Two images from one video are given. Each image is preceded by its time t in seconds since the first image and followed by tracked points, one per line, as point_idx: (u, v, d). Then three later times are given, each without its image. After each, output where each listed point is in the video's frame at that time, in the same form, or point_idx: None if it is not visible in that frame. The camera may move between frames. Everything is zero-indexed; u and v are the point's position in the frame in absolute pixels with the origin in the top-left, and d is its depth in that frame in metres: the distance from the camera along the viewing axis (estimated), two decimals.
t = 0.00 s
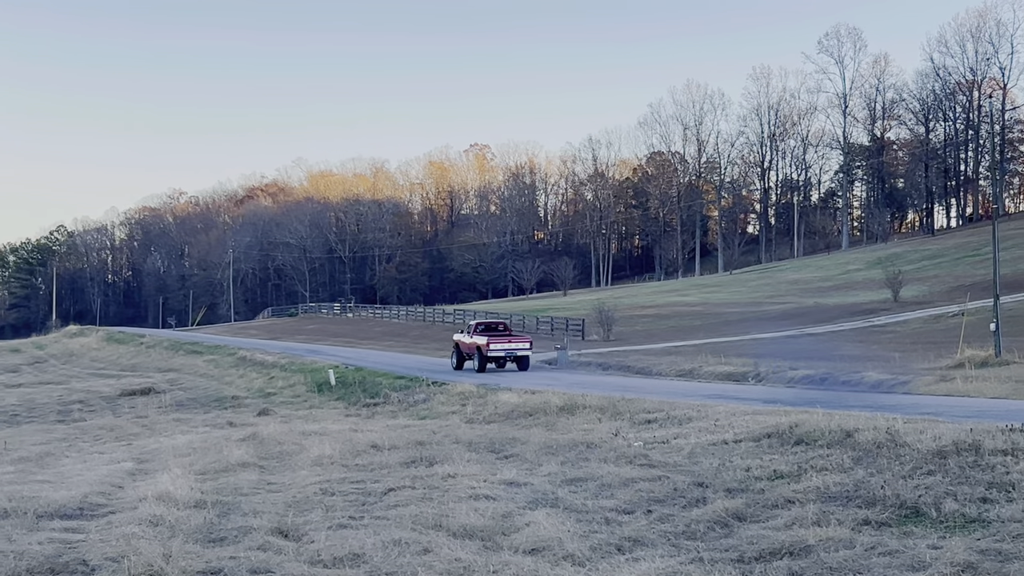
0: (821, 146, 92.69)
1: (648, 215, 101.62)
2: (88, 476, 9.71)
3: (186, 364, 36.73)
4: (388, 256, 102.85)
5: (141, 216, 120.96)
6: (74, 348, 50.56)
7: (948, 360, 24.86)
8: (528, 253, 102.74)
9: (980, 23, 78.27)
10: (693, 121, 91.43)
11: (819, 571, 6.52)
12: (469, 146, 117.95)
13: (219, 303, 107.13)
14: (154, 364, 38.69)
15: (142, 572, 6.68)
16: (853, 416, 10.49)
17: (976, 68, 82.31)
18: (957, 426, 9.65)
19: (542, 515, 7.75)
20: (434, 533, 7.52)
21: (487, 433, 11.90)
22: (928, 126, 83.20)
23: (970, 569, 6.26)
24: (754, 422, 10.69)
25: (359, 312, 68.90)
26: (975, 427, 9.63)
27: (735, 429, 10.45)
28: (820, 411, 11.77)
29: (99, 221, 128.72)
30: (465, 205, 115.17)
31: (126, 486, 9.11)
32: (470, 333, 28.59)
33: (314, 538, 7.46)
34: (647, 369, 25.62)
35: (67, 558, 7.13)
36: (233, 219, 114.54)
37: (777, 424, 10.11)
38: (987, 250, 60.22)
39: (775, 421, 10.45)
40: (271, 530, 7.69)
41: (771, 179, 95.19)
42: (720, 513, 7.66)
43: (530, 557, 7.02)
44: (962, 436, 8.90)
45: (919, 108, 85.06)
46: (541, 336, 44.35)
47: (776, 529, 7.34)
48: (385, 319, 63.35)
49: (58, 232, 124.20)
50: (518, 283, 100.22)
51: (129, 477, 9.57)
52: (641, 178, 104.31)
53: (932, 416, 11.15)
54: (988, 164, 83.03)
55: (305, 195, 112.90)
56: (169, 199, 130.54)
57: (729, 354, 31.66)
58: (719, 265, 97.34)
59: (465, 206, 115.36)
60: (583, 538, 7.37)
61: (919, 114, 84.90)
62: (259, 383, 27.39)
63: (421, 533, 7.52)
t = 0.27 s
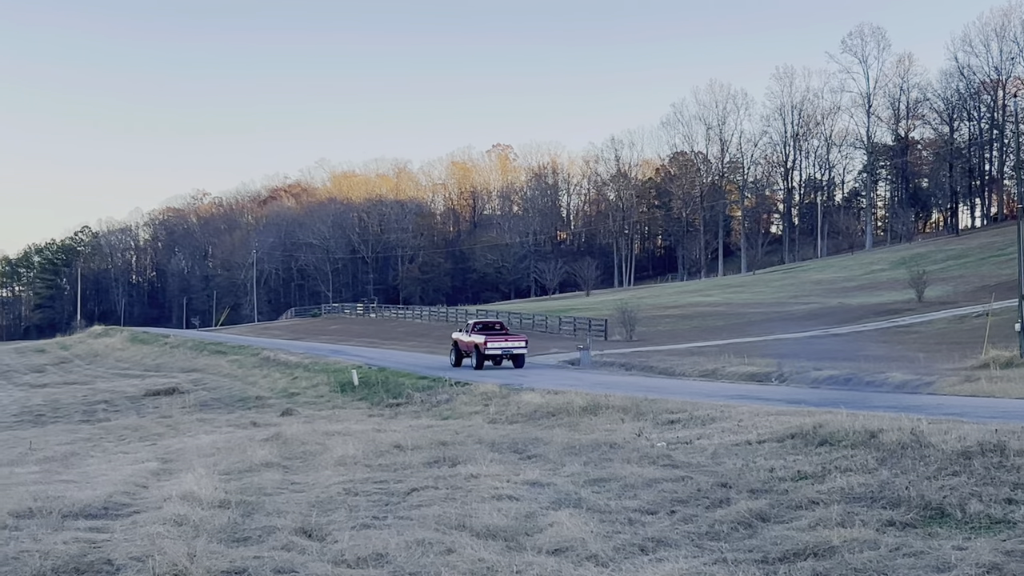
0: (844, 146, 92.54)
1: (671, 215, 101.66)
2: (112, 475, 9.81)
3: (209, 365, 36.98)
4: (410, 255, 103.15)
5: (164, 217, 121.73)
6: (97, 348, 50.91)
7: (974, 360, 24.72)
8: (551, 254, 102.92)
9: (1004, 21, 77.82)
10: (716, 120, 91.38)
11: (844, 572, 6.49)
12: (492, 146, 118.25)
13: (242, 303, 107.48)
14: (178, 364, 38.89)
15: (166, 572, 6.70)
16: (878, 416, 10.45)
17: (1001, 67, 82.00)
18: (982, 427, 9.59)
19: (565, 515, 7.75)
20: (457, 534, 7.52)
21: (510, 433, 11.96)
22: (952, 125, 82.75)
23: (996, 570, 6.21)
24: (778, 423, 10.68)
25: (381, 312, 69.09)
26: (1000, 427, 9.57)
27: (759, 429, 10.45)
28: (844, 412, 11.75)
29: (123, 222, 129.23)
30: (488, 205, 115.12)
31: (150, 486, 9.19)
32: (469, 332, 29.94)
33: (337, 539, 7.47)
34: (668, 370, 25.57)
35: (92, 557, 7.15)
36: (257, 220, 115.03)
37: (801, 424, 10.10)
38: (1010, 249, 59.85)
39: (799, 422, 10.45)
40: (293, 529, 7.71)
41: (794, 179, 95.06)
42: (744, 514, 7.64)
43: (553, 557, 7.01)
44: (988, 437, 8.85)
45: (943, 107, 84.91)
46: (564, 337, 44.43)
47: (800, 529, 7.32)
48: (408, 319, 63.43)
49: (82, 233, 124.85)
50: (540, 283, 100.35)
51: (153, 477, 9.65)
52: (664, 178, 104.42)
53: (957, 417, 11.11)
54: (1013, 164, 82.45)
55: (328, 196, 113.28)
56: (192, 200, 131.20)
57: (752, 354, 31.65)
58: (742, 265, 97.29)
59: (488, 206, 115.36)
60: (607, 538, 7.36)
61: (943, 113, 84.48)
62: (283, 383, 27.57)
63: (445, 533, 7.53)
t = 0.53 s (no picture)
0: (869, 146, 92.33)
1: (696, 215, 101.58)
2: (139, 474, 9.89)
3: (234, 364, 37.13)
4: (433, 255, 103.16)
5: (191, 218, 122.33)
6: (123, 348, 51.16)
7: (1002, 361, 24.56)
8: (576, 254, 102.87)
9: None
10: (742, 120, 91.35)
11: (869, 572, 6.47)
12: (516, 146, 118.41)
13: (268, 303, 107.56)
14: (204, 364, 39.09)
15: (194, 571, 6.72)
16: (902, 416, 10.40)
17: None
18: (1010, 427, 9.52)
19: (590, 515, 7.75)
20: (483, 533, 7.53)
21: (535, 433, 12.00)
22: (979, 125, 82.15)
23: None
24: (803, 423, 10.69)
25: (405, 313, 69.26)
26: None
27: (784, 429, 10.46)
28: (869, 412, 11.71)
29: (149, 222, 129.85)
30: (512, 205, 115.14)
31: (177, 485, 9.26)
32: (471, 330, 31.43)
33: (362, 538, 7.49)
34: (692, 371, 25.49)
35: (120, 556, 7.18)
36: (283, 221, 115.22)
37: (827, 425, 10.09)
38: None
39: (824, 422, 10.44)
40: (319, 528, 7.75)
41: (819, 179, 94.54)
42: (769, 515, 7.63)
43: (579, 557, 7.01)
44: (1016, 437, 8.79)
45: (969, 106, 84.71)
46: (589, 337, 44.48)
47: (826, 529, 7.31)
48: (432, 319, 63.49)
49: (109, 233, 125.03)
50: (565, 282, 100.25)
51: (179, 475, 9.75)
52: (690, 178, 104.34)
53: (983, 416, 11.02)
54: None
55: (354, 196, 113.32)
56: (217, 200, 131.87)
57: (777, 354, 31.55)
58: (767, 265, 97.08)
59: (512, 206, 115.47)
60: (630, 538, 7.36)
61: (971, 112, 83.86)
62: (309, 382, 27.68)
63: (470, 533, 7.53)
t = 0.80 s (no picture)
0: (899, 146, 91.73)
1: (723, 214, 101.40)
2: (168, 474, 10.00)
3: (261, 364, 37.31)
4: (458, 254, 103.22)
5: (218, 218, 122.97)
6: (153, 348, 51.39)
7: None
8: (602, 253, 102.56)
9: None
10: (769, 120, 91.25)
11: (898, 573, 6.44)
12: (543, 146, 118.40)
13: (295, 303, 107.87)
14: (232, 363, 39.28)
15: (222, 571, 6.73)
16: (932, 417, 10.34)
17: None
18: None
19: (618, 516, 7.76)
20: (510, 533, 7.53)
21: (562, 433, 12.06)
22: (1009, 124, 81.23)
23: None
24: (830, 424, 10.68)
25: (430, 312, 69.46)
26: None
27: (812, 429, 10.46)
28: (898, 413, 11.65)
29: (177, 222, 130.69)
30: (539, 205, 114.68)
31: (205, 484, 9.33)
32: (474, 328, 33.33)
33: (390, 538, 7.51)
34: (719, 371, 25.36)
35: (149, 555, 7.21)
36: (311, 221, 115.37)
37: (855, 425, 10.08)
38: None
39: (853, 422, 10.42)
40: (347, 527, 7.79)
41: (848, 179, 93.67)
42: (797, 516, 7.62)
43: (607, 558, 7.00)
44: None
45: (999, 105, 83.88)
46: (615, 337, 44.46)
47: (855, 531, 7.29)
48: (459, 319, 63.65)
49: (137, 233, 125.72)
50: (591, 283, 99.92)
51: (207, 475, 9.84)
52: (717, 177, 104.16)
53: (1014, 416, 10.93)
54: None
55: (380, 196, 113.32)
56: (244, 200, 132.80)
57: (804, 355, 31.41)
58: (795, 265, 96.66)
59: (538, 206, 115.00)
60: (658, 538, 7.35)
61: (1002, 111, 82.91)
62: (336, 381, 27.83)
63: (498, 532, 7.55)
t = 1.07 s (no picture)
0: (929, 145, 91.54)
1: (753, 214, 101.37)
2: (198, 474, 10.10)
3: (291, 363, 37.43)
4: (488, 255, 102.71)
5: (247, 218, 123.18)
6: (183, 348, 51.62)
7: None
8: (631, 252, 102.39)
9: None
10: (798, 119, 91.27)
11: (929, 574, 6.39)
12: (571, 146, 118.59)
13: (325, 304, 107.80)
14: (262, 363, 39.54)
15: (252, 569, 6.74)
16: (962, 418, 10.29)
17: None
18: None
19: (647, 516, 7.76)
20: (539, 533, 7.54)
21: (590, 433, 12.11)
22: None
23: None
24: (859, 425, 10.66)
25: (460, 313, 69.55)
26: None
27: (842, 430, 10.45)
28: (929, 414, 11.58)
29: (206, 223, 131.31)
30: (567, 205, 114.72)
31: (235, 483, 9.43)
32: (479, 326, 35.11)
33: (418, 537, 7.53)
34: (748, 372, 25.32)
35: (179, 553, 7.23)
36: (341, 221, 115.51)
37: (885, 426, 10.05)
38: None
39: (882, 423, 10.39)
40: (376, 526, 7.81)
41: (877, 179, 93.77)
42: (827, 517, 7.60)
43: (635, 558, 6.99)
44: None
45: None
46: (643, 337, 44.36)
47: (885, 532, 7.26)
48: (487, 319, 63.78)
49: (167, 233, 126.33)
50: (619, 283, 99.55)
51: (237, 475, 9.95)
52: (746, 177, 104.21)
53: None
54: None
55: (407, 197, 113.52)
56: (273, 201, 133.54)
57: (831, 355, 31.31)
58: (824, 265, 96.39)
59: (567, 207, 114.91)
60: (687, 538, 7.35)
61: None
62: (365, 381, 27.98)
63: (526, 532, 7.54)
